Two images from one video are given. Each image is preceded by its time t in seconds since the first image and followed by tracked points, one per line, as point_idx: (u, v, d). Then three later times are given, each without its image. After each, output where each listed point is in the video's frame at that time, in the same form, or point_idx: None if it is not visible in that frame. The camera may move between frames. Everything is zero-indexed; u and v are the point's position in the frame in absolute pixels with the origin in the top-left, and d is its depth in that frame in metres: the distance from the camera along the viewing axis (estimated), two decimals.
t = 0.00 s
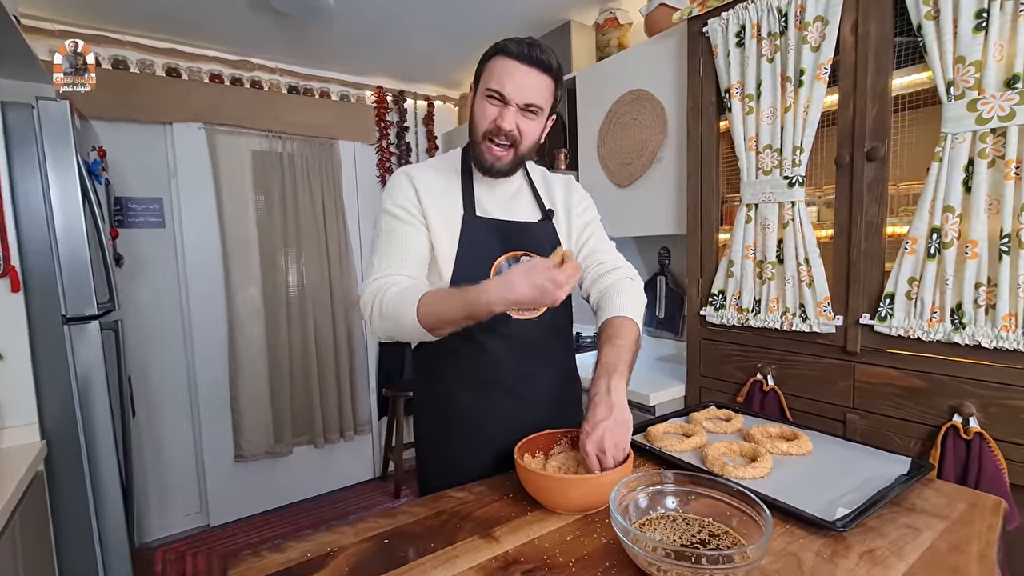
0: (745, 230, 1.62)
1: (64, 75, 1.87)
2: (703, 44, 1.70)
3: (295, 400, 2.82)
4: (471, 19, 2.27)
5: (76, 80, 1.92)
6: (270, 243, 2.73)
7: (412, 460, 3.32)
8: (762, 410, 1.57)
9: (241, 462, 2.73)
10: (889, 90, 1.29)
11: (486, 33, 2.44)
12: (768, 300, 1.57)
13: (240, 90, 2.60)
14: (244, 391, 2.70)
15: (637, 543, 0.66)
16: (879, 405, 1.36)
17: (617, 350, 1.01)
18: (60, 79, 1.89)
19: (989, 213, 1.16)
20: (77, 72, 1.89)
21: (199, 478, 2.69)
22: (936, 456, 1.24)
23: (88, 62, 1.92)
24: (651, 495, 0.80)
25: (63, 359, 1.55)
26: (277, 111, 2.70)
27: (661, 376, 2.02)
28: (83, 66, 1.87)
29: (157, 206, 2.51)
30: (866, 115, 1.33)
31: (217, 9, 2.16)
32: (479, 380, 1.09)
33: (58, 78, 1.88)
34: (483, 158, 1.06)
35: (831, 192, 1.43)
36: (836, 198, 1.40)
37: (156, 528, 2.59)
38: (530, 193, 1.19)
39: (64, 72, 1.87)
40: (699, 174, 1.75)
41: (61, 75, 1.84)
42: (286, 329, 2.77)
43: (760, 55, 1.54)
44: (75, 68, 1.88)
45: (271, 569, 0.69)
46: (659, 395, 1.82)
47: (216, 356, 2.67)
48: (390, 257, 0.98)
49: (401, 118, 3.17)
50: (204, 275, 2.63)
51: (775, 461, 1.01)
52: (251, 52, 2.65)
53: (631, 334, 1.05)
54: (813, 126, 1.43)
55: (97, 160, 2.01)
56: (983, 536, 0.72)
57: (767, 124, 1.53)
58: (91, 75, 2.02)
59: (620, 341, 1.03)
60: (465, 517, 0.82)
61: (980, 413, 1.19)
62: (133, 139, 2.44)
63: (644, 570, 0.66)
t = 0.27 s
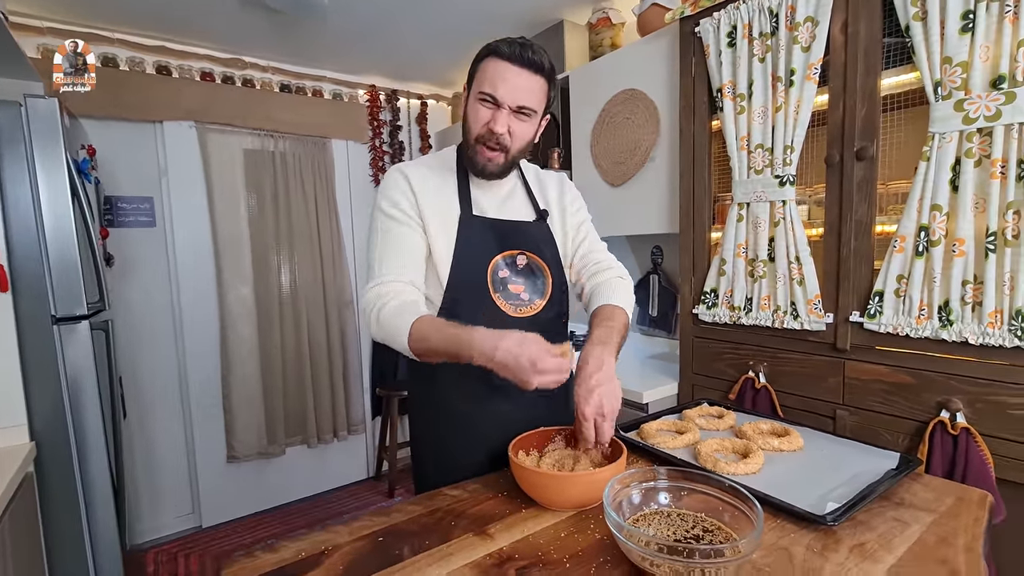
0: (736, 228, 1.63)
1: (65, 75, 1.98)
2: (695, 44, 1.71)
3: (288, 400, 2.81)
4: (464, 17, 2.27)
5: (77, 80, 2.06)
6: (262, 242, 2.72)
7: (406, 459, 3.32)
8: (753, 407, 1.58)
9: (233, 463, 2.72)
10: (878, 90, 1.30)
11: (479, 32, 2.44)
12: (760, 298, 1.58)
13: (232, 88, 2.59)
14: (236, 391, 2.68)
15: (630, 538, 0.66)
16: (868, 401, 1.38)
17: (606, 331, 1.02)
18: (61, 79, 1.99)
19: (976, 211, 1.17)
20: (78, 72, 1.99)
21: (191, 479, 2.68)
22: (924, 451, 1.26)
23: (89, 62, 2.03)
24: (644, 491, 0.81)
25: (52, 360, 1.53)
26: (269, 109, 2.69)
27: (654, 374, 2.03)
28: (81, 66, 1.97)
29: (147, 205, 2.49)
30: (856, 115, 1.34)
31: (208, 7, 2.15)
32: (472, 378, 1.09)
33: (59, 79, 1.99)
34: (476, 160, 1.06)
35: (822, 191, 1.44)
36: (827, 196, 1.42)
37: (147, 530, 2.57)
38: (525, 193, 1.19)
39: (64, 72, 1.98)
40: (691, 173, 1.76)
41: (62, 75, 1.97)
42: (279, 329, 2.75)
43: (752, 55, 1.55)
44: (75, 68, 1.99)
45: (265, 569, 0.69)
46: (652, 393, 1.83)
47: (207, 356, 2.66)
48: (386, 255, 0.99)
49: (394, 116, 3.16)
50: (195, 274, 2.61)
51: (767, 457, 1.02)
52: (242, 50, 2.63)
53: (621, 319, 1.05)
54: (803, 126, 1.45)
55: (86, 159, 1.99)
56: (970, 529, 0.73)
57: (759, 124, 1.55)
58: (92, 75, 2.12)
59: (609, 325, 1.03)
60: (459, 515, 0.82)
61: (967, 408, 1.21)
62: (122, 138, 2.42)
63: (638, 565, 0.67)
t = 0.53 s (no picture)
0: (731, 228, 1.64)
1: (66, 75, 2.08)
2: (690, 45, 1.72)
3: (284, 400, 2.81)
4: (459, 17, 2.28)
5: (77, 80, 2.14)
6: (258, 242, 2.71)
7: (402, 459, 3.32)
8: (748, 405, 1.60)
9: (229, 463, 2.71)
10: (870, 92, 1.32)
11: (475, 32, 2.45)
12: (754, 297, 1.60)
13: (227, 87, 2.58)
14: (232, 391, 2.67)
15: (625, 534, 0.67)
16: (860, 400, 1.39)
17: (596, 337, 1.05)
18: (62, 80, 2.10)
19: (965, 212, 1.19)
20: (78, 72, 2.08)
21: (186, 479, 2.67)
22: (914, 448, 1.27)
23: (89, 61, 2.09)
24: (639, 488, 0.82)
25: (46, 360, 1.53)
26: (265, 109, 2.69)
27: (650, 373, 2.05)
28: (81, 66, 2.07)
29: (142, 204, 2.48)
30: (848, 116, 1.35)
31: (203, 6, 2.14)
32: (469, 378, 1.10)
33: (60, 79, 2.10)
34: (478, 166, 1.07)
35: (815, 192, 1.46)
36: (820, 196, 1.43)
37: (142, 531, 2.56)
38: (524, 197, 1.20)
39: (64, 72, 2.08)
40: (686, 174, 1.77)
41: (62, 75, 2.05)
42: (274, 328, 2.75)
43: (746, 56, 1.56)
44: (73, 67, 2.06)
45: (263, 567, 0.69)
46: (648, 392, 1.84)
47: (203, 356, 2.65)
48: (386, 260, 1.00)
49: (390, 116, 3.16)
50: (190, 274, 2.60)
51: (760, 454, 1.03)
52: (237, 49, 2.63)
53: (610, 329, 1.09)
54: (797, 127, 1.46)
55: (81, 158, 1.99)
56: (958, 524, 0.75)
57: (753, 125, 1.56)
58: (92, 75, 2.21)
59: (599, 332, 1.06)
60: (456, 513, 0.83)
61: (957, 406, 1.22)
62: (117, 137, 2.41)
63: (633, 561, 0.67)
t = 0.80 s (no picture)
0: (726, 228, 1.65)
1: (65, 74, 2.15)
2: (686, 46, 1.73)
3: (280, 400, 2.81)
4: (456, 17, 2.28)
5: (77, 80, 2.20)
6: (254, 242, 2.70)
7: (399, 459, 3.32)
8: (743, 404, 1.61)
9: (225, 463, 2.70)
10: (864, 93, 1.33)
11: (472, 32, 2.45)
12: (749, 297, 1.61)
13: (222, 86, 2.57)
14: (227, 391, 2.66)
15: (621, 532, 0.68)
16: (853, 398, 1.41)
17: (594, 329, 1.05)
18: (61, 79, 2.16)
19: (958, 212, 1.20)
20: (78, 72, 2.15)
21: (182, 479, 2.66)
22: (907, 446, 1.29)
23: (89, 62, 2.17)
24: (635, 486, 0.82)
25: (41, 360, 1.52)
26: (261, 108, 2.68)
27: (646, 372, 2.05)
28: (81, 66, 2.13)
29: (136, 204, 2.47)
30: (842, 117, 1.36)
31: (198, 5, 2.14)
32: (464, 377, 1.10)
33: (59, 79, 2.16)
34: (482, 184, 1.09)
35: (809, 192, 1.47)
36: (814, 197, 1.44)
37: (137, 532, 2.55)
38: (519, 198, 1.20)
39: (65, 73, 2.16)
40: (682, 174, 1.78)
41: (62, 74, 2.13)
42: (270, 328, 2.74)
43: (741, 57, 1.57)
44: (74, 67, 2.13)
45: (260, 566, 0.69)
46: (643, 391, 1.85)
47: (198, 356, 2.64)
48: (382, 259, 1.00)
49: (386, 116, 3.16)
50: (186, 274, 2.59)
51: (755, 452, 1.04)
52: (233, 48, 2.62)
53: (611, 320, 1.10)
54: (791, 127, 1.47)
55: (75, 157, 1.98)
56: (950, 521, 0.76)
57: (748, 125, 1.57)
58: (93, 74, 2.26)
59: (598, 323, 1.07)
60: (453, 512, 0.83)
61: (949, 404, 1.24)
62: (111, 136, 2.40)
63: (629, 558, 0.68)
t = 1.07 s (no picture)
0: (722, 229, 1.66)
1: (65, 74, 2.18)
2: (682, 47, 1.74)
3: (277, 400, 2.80)
4: (452, 17, 2.28)
5: (77, 80, 2.23)
6: (250, 242, 2.70)
7: (396, 459, 3.32)
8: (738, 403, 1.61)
9: (221, 464, 2.70)
10: (858, 94, 1.34)
11: (468, 32, 2.45)
12: (745, 297, 1.62)
13: (218, 86, 2.57)
14: (224, 391, 2.66)
15: (616, 530, 0.68)
16: (848, 397, 1.41)
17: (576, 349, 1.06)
18: (62, 79, 2.20)
19: (950, 212, 1.21)
20: (78, 72, 2.18)
21: (178, 480, 2.66)
22: (901, 445, 1.30)
23: (89, 62, 2.18)
24: (631, 485, 0.83)
25: (36, 360, 1.52)
26: (257, 108, 2.68)
27: (642, 372, 2.06)
28: (81, 66, 2.16)
29: (132, 204, 2.47)
30: (836, 117, 1.37)
31: (194, 4, 2.13)
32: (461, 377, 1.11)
33: (60, 78, 2.20)
34: (478, 184, 1.09)
35: (804, 192, 1.48)
36: (809, 197, 1.45)
37: (132, 533, 2.55)
38: (514, 197, 1.20)
39: (65, 72, 2.19)
40: (678, 174, 1.79)
41: (63, 74, 2.16)
42: (267, 329, 2.74)
43: (736, 58, 1.58)
44: (74, 68, 2.16)
45: (257, 566, 0.70)
46: (640, 391, 1.86)
47: (194, 356, 2.63)
48: (380, 263, 1.01)
49: (383, 116, 3.15)
50: (182, 275, 2.59)
51: (750, 451, 1.05)
52: (229, 48, 2.61)
53: (588, 337, 1.11)
54: (786, 128, 1.48)
55: (71, 157, 1.97)
56: (942, 518, 0.76)
57: (743, 126, 1.58)
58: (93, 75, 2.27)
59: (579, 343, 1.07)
60: (450, 511, 0.83)
61: (942, 403, 1.25)
62: (107, 136, 2.40)
63: (624, 556, 0.68)
